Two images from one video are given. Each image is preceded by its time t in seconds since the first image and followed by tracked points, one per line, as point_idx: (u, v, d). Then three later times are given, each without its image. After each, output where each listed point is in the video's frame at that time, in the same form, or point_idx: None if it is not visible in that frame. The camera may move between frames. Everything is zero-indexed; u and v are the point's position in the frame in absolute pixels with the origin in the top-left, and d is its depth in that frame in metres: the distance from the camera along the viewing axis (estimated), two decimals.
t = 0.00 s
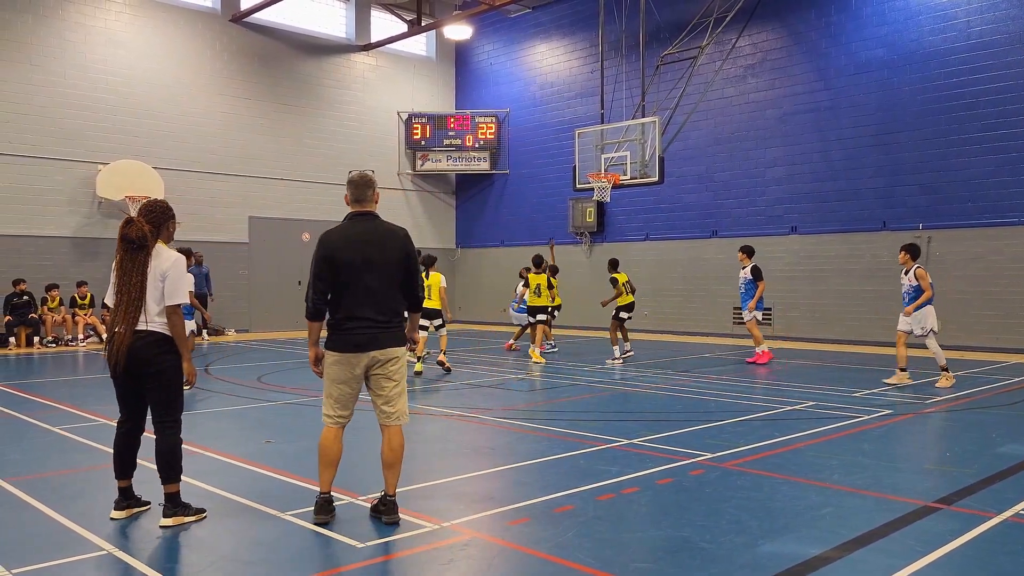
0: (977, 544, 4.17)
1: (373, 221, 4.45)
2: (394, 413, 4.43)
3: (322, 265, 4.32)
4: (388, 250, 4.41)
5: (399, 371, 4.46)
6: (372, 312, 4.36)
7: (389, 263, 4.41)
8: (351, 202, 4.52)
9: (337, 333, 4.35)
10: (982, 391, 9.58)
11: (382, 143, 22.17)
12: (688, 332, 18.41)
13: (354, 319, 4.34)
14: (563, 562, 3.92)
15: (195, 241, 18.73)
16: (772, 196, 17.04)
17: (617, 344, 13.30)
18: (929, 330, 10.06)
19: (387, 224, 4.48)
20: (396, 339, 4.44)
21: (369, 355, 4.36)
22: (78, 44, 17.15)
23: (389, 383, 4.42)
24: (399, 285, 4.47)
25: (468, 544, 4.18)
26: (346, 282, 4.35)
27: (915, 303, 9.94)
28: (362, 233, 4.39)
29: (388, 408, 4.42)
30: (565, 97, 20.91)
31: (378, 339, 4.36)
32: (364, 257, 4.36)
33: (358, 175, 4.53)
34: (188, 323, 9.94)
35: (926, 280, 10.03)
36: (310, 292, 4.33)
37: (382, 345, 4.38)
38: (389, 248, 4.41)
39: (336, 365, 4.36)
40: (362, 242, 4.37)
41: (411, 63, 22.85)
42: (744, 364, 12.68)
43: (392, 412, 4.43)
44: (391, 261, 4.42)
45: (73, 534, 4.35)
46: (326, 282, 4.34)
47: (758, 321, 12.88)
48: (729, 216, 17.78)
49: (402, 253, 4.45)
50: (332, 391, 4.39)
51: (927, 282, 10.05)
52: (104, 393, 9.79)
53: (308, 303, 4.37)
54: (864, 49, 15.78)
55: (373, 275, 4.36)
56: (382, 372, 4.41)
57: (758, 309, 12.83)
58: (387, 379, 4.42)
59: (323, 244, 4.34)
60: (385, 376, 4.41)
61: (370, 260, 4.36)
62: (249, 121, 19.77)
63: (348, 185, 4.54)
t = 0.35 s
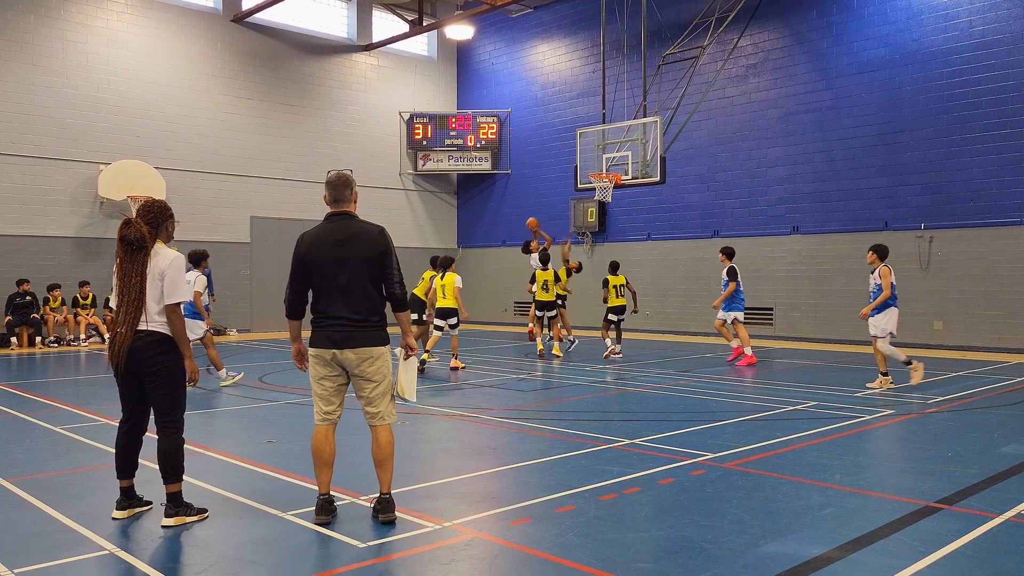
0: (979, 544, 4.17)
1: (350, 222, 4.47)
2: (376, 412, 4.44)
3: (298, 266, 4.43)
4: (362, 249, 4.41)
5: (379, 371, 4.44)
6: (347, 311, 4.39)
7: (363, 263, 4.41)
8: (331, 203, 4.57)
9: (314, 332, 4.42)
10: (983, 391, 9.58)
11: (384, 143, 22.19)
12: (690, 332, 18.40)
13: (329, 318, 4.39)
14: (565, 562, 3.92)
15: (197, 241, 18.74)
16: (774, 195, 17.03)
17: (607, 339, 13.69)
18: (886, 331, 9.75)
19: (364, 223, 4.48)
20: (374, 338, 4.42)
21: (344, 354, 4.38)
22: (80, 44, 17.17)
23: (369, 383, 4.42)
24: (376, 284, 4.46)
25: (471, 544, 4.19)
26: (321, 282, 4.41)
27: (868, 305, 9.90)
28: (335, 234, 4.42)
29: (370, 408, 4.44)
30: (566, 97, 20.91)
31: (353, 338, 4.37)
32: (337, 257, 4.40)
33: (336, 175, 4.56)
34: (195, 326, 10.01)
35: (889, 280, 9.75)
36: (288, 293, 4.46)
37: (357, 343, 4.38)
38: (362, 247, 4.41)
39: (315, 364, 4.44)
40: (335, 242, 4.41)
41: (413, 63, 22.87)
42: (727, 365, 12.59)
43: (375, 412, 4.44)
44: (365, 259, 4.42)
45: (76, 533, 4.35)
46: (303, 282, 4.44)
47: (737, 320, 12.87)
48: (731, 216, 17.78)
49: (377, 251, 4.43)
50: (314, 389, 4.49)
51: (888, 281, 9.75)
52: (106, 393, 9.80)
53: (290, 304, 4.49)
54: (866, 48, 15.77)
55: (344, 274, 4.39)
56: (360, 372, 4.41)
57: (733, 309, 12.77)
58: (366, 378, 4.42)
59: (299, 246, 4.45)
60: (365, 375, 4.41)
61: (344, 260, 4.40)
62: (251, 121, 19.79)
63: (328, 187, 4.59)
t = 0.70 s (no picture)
0: (980, 544, 4.17)
1: (338, 222, 4.47)
2: (367, 412, 4.43)
3: (290, 267, 4.48)
4: (349, 249, 4.40)
5: (368, 371, 4.42)
6: (335, 311, 4.39)
7: (350, 263, 4.39)
8: (323, 204, 4.58)
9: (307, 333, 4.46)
10: (984, 391, 9.56)
11: (385, 143, 22.18)
12: (691, 332, 18.37)
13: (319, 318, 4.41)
14: (565, 562, 3.92)
15: (198, 241, 18.75)
16: (775, 195, 17.02)
17: (604, 340, 13.71)
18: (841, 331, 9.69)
19: (352, 223, 4.46)
20: (362, 338, 4.40)
21: (333, 355, 4.38)
22: (81, 44, 17.18)
23: (358, 383, 4.41)
24: (365, 284, 4.43)
25: (472, 544, 4.19)
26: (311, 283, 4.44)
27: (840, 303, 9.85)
28: (324, 234, 4.43)
29: (361, 408, 4.43)
30: (567, 97, 20.90)
31: (341, 338, 4.36)
32: (325, 258, 4.41)
33: (327, 177, 4.57)
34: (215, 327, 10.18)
35: (857, 284, 9.53)
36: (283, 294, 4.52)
37: (344, 344, 4.36)
38: (348, 248, 4.39)
39: (309, 365, 4.47)
40: (323, 243, 4.42)
41: (414, 63, 22.86)
42: (685, 362, 12.89)
43: (365, 412, 4.43)
44: (352, 259, 4.40)
45: (77, 533, 4.35)
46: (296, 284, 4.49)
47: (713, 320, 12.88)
48: (732, 216, 17.77)
49: (364, 251, 4.40)
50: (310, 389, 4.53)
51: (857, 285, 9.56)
52: (108, 393, 9.80)
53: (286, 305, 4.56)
54: (867, 48, 15.76)
55: (331, 275, 4.39)
56: (349, 372, 4.41)
57: (706, 309, 12.79)
58: (355, 378, 4.41)
59: (291, 248, 4.49)
60: (355, 375, 4.41)
61: (331, 260, 4.40)
62: (252, 121, 19.78)
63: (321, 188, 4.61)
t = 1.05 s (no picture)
0: (981, 544, 4.16)
1: (336, 222, 4.47)
2: (366, 412, 4.43)
3: (289, 268, 4.49)
4: (347, 248, 4.39)
5: (367, 371, 4.42)
6: (334, 312, 4.39)
7: (347, 263, 4.39)
8: (322, 205, 4.57)
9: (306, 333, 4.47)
10: (985, 391, 9.57)
11: (385, 142, 22.18)
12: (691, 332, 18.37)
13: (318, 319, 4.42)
14: (566, 562, 3.91)
15: (199, 241, 18.75)
16: (776, 195, 17.01)
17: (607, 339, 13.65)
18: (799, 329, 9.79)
19: (349, 223, 4.46)
20: (361, 338, 4.40)
21: (331, 355, 4.38)
22: (82, 44, 17.19)
23: (357, 383, 4.41)
24: (363, 284, 4.42)
25: (472, 544, 4.18)
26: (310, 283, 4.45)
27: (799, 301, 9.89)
28: (322, 235, 4.43)
29: (360, 408, 4.43)
30: (568, 97, 20.90)
31: (339, 338, 4.36)
32: (323, 259, 4.41)
33: (325, 176, 4.57)
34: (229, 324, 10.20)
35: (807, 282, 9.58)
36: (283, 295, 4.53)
37: (343, 344, 4.36)
38: (346, 248, 4.39)
39: (309, 364, 4.48)
40: (321, 244, 4.42)
41: (414, 63, 22.87)
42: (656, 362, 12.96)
43: (364, 411, 4.43)
44: (349, 260, 4.39)
45: (77, 533, 4.35)
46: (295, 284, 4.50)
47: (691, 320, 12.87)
48: (733, 216, 17.77)
49: (361, 251, 4.39)
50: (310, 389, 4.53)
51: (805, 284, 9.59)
52: (109, 392, 9.81)
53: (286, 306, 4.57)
54: (868, 48, 15.74)
55: (329, 275, 4.39)
56: (348, 372, 4.40)
57: (688, 310, 12.78)
58: (354, 379, 4.41)
59: (290, 249, 4.51)
60: (354, 375, 4.40)
61: (328, 260, 4.40)
62: (252, 121, 19.79)
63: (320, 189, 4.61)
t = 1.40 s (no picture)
0: (981, 544, 4.16)
1: (336, 223, 4.46)
2: (367, 412, 4.43)
3: (289, 268, 4.48)
4: (347, 249, 4.39)
5: (368, 372, 4.42)
6: (335, 311, 4.39)
7: (348, 263, 4.39)
8: (322, 205, 4.57)
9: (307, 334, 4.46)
10: (985, 391, 9.56)
11: (385, 142, 22.18)
12: (692, 332, 18.36)
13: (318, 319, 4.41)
14: (566, 562, 3.91)
15: (199, 241, 18.75)
16: (776, 195, 17.02)
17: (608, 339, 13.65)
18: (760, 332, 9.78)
19: (350, 224, 4.46)
20: (362, 338, 4.40)
21: (333, 355, 4.38)
22: (82, 44, 17.20)
23: (359, 383, 4.41)
24: (364, 285, 4.42)
25: (473, 544, 4.18)
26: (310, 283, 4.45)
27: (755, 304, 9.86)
28: (323, 235, 4.43)
29: (361, 407, 4.43)
30: (568, 97, 20.90)
31: (341, 338, 4.36)
32: (324, 259, 4.41)
33: (325, 177, 4.56)
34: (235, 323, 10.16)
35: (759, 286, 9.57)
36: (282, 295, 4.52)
37: (346, 344, 4.36)
38: (347, 248, 4.39)
39: (310, 365, 4.47)
40: (322, 245, 4.41)
41: (415, 63, 22.86)
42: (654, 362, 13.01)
43: (365, 411, 4.43)
44: (351, 260, 4.40)
45: (77, 533, 4.36)
46: (295, 284, 4.49)
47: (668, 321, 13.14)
48: (733, 216, 17.76)
49: (362, 252, 4.40)
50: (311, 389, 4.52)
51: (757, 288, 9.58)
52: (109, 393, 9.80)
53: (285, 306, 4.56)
54: (868, 48, 15.74)
55: (330, 276, 4.39)
56: (349, 373, 4.40)
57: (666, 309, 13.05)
58: (356, 379, 4.41)
59: (290, 250, 4.50)
60: (356, 375, 4.40)
61: (329, 260, 4.40)
62: (252, 122, 19.79)
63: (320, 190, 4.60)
